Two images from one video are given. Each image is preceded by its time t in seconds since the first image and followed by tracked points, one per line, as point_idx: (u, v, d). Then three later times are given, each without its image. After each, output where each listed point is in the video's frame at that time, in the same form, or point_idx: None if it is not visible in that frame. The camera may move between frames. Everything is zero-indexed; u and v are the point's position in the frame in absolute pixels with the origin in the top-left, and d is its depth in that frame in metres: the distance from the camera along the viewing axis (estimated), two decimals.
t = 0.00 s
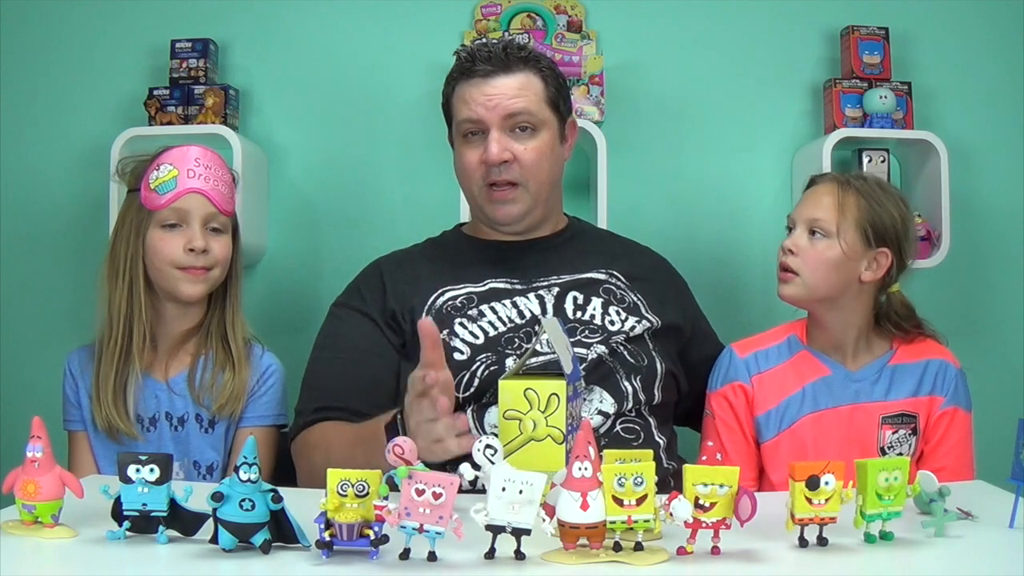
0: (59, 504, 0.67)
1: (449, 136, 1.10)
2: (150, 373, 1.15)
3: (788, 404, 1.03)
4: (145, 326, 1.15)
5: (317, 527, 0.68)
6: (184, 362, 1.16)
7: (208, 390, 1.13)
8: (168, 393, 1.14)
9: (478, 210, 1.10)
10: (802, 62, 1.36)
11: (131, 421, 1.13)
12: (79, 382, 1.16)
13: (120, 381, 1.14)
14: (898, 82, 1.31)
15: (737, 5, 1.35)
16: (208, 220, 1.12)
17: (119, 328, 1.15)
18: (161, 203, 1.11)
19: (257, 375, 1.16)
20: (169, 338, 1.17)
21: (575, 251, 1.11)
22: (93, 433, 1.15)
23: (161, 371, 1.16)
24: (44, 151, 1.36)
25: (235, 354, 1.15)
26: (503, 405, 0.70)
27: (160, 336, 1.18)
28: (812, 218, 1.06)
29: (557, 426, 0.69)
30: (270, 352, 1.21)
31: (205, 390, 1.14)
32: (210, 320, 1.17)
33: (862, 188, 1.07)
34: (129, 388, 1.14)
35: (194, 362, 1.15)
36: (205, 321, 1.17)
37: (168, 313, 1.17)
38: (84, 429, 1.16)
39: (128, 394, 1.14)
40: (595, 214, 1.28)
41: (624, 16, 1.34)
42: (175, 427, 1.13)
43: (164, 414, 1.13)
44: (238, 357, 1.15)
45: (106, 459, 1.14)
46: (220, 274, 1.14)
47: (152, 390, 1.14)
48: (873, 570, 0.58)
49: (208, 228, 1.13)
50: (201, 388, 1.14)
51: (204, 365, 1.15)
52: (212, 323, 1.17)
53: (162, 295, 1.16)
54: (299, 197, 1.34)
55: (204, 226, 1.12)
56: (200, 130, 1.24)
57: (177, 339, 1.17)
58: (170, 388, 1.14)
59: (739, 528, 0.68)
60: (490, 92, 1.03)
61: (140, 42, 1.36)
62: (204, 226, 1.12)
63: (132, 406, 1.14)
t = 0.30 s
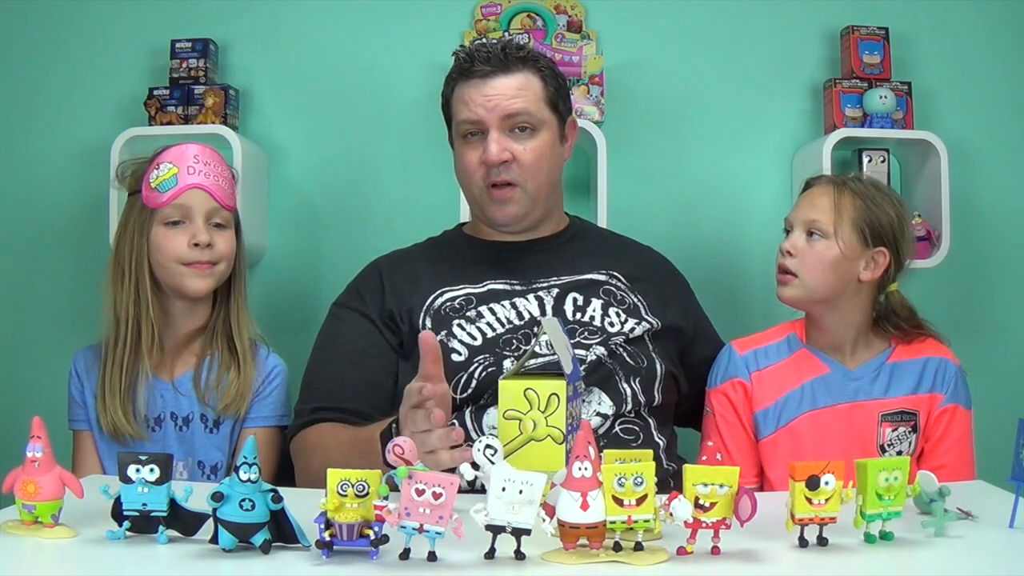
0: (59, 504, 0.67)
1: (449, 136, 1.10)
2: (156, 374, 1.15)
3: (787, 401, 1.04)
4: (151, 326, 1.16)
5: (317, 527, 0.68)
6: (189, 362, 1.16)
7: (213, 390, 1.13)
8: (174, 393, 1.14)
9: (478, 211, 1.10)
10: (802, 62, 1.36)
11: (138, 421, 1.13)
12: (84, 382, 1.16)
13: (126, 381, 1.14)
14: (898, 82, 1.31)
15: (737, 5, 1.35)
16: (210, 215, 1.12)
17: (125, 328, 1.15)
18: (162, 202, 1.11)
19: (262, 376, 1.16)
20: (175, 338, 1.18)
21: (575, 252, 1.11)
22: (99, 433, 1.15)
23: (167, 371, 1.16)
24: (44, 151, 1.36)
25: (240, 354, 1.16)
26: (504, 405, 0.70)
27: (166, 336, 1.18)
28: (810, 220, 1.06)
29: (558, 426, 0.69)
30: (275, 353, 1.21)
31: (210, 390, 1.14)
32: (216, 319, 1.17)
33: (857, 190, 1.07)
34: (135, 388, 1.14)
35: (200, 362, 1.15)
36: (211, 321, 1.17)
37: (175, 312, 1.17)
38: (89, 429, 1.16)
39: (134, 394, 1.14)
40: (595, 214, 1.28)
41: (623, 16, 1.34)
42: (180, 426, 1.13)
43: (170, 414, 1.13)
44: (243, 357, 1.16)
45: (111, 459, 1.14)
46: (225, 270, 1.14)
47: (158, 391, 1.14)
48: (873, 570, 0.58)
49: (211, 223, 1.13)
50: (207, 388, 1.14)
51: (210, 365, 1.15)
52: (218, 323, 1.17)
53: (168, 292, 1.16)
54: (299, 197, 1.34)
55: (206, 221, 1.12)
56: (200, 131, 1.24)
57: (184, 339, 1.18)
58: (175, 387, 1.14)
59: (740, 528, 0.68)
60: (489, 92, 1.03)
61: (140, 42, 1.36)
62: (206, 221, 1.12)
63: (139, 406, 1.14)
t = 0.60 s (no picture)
0: (59, 504, 0.67)
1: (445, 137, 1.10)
2: (157, 373, 1.15)
3: (796, 398, 1.04)
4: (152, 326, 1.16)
5: (317, 527, 0.68)
6: (190, 362, 1.16)
7: (215, 390, 1.14)
8: (175, 393, 1.14)
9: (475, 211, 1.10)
10: (802, 63, 1.36)
11: (139, 421, 1.13)
12: (86, 382, 1.16)
13: (126, 381, 1.14)
14: (898, 82, 1.31)
15: (737, 5, 1.35)
16: (206, 216, 1.12)
17: (126, 328, 1.15)
18: (158, 204, 1.11)
19: (264, 376, 1.16)
20: (176, 337, 1.18)
21: (574, 252, 1.11)
22: (100, 433, 1.15)
23: (168, 371, 1.16)
24: (44, 151, 1.36)
25: (241, 354, 1.16)
26: (504, 405, 0.70)
27: (168, 335, 1.18)
28: (842, 231, 1.04)
29: (557, 425, 0.69)
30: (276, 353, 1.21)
31: (211, 390, 1.14)
32: (216, 318, 1.17)
33: (856, 192, 1.08)
34: (135, 388, 1.14)
35: (201, 362, 1.15)
36: (212, 320, 1.17)
37: (176, 312, 1.17)
38: (91, 429, 1.16)
39: (135, 394, 1.14)
40: (595, 214, 1.28)
41: (623, 16, 1.34)
42: (181, 426, 1.13)
43: (171, 414, 1.13)
44: (244, 357, 1.16)
45: (112, 459, 1.14)
46: (223, 270, 1.14)
47: (159, 390, 1.14)
48: (873, 570, 0.58)
49: (208, 223, 1.13)
50: (208, 388, 1.14)
51: (210, 365, 1.15)
52: (218, 322, 1.17)
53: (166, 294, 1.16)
54: (299, 197, 1.34)
55: (202, 221, 1.12)
56: (200, 131, 1.24)
57: (184, 339, 1.18)
58: (177, 387, 1.14)
59: (739, 528, 0.68)
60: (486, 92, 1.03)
61: (140, 42, 1.36)
62: (202, 222, 1.12)
63: (140, 406, 1.14)
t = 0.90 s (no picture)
0: (59, 504, 0.67)
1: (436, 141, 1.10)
2: (157, 374, 1.15)
3: (791, 399, 1.04)
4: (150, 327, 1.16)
5: (317, 527, 0.68)
6: (189, 363, 1.16)
7: (215, 390, 1.14)
8: (175, 394, 1.14)
9: (468, 214, 1.09)
10: (802, 62, 1.36)
11: (138, 422, 1.13)
12: (85, 382, 1.16)
13: (125, 381, 1.14)
14: (898, 82, 1.31)
15: (737, 4, 1.35)
16: (202, 216, 1.12)
17: (125, 329, 1.15)
18: (153, 206, 1.11)
19: (263, 377, 1.16)
20: (175, 338, 1.18)
21: (571, 252, 1.11)
22: (100, 433, 1.15)
23: (167, 371, 1.16)
24: (44, 151, 1.36)
25: (240, 355, 1.16)
26: (503, 405, 0.69)
27: (167, 336, 1.18)
28: (838, 237, 1.03)
29: (558, 425, 0.68)
30: (276, 354, 1.21)
31: (211, 390, 1.14)
32: (215, 318, 1.17)
33: (853, 194, 1.07)
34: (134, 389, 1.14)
35: (200, 363, 1.15)
36: (210, 321, 1.17)
37: (175, 313, 1.17)
38: (90, 430, 1.16)
39: (134, 395, 1.14)
40: (595, 214, 1.28)
41: (623, 16, 1.34)
42: (181, 427, 1.13)
43: (171, 415, 1.13)
44: (242, 359, 1.16)
45: (112, 459, 1.14)
46: (220, 270, 1.14)
47: (159, 391, 1.14)
48: (873, 570, 0.58)
49: (204, 224, 1.13)
50: (208, 389, 1.14)
51: (210, 366, 1.15)
52: (216, 322, 1.17)
53: (163, 295, 1.16)
54: (299, 197, 1.34)
55: (198, 222, 1.12)
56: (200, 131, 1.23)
57: (183, 340, 1.18)
58: (177, 388, 1.14)
59: (740, 528, 0.68)
60: (473, 94, 1.03)
61: (140, 42, 1.36)
62: (198, 223, 1.12)
63: (139, 407, 1.14)
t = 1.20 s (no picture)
0: (59, 504, 0.67)
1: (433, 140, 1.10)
2: (156, 375, 1.16)
3: (792, 394, 1.04)
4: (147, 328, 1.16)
5: (317, 527, 0.68)
6: (188, 364, 1.16)
7: (214, 391, 1.14)
8: (174, 395, 1.14)
9: (465, 213, 1.09)
10: (802, 62, 1.36)
11: (137, 422, 1.13)
12: (84, 383, 1.16)
13: (124, 382, 1.14)
14: (898, 82, 1.31)
15: (736, 4, 1.35)
16: (197, 218, 1.12)
17: (123, 330, 1.15)
18: (148, 209, 1.11)
19: (263, 377, 1.16)
20: (173, 339, 1.18)
21: (570, 252, 1.11)
22: (98, 434, 1.15)
23: (166, 372, 1.16)
24: (44, 151, 1.36)
25: (239, 356, 1.16)
26: (503, 405, 0.69)
27: (166, 337, 1.18)
28: (840, 215, 1.04)
29: (557, 425, 0.68)
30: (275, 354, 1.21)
31: (210, 391, 1.14)
32: (213, 319, 1.17)
33: (855, 182, 1.08)
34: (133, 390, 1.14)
35: (199, 364, 1.15)
36: (208, 321, 1.17)
37: (171, 315, 1.17)
38: (89, 431, 1.16)
39: (133, 396, 1.14)
40: (595, 214, 1.28)
41: (623, 16, 1.34)
42: (180, 428, 1.13)
43: (170, 415, 1.13)
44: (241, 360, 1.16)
45: (111, 460, 1.14)
46: (217, 272, 1.14)
47: (158, 392, 1.14)
48: (873, 570, 0.58)
49: (200, 225, 1.12)
50: (207, 389, 1.14)
51: (209, 367, 1.15)
52: (214, 323, 1.17)
53: (160, 297, 1.16)
54: (299, 198, 1.34)
55: (194, 223, 1.12)
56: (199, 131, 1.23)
57: (180, 341, 1.18)
58: (176, 389, 1.14)
59: (740, 528, 0.68)
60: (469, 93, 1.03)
61: (140, 42, 1.36)
62: (194, 224, 1.12)
63: (139, 407, 1.14)
